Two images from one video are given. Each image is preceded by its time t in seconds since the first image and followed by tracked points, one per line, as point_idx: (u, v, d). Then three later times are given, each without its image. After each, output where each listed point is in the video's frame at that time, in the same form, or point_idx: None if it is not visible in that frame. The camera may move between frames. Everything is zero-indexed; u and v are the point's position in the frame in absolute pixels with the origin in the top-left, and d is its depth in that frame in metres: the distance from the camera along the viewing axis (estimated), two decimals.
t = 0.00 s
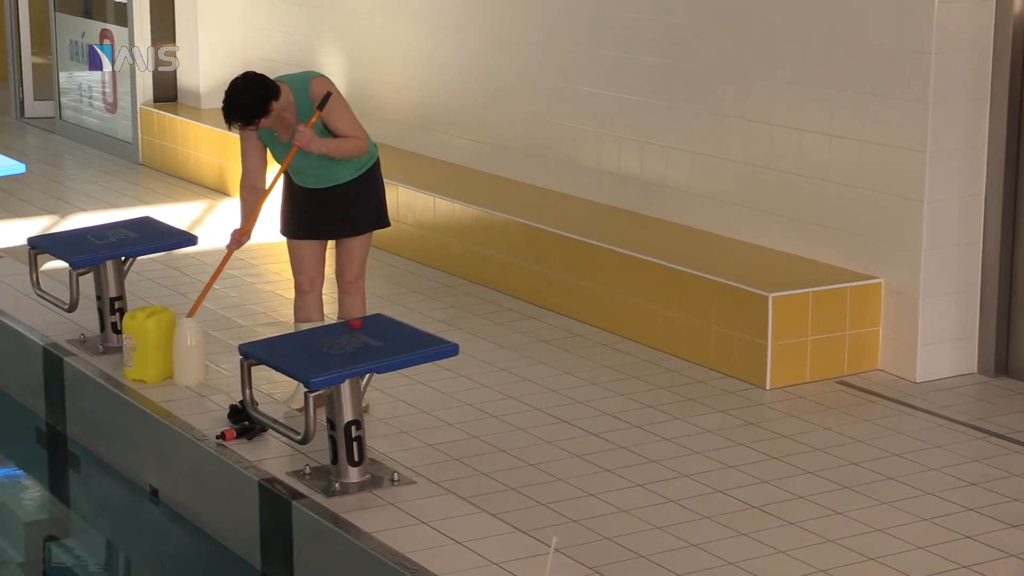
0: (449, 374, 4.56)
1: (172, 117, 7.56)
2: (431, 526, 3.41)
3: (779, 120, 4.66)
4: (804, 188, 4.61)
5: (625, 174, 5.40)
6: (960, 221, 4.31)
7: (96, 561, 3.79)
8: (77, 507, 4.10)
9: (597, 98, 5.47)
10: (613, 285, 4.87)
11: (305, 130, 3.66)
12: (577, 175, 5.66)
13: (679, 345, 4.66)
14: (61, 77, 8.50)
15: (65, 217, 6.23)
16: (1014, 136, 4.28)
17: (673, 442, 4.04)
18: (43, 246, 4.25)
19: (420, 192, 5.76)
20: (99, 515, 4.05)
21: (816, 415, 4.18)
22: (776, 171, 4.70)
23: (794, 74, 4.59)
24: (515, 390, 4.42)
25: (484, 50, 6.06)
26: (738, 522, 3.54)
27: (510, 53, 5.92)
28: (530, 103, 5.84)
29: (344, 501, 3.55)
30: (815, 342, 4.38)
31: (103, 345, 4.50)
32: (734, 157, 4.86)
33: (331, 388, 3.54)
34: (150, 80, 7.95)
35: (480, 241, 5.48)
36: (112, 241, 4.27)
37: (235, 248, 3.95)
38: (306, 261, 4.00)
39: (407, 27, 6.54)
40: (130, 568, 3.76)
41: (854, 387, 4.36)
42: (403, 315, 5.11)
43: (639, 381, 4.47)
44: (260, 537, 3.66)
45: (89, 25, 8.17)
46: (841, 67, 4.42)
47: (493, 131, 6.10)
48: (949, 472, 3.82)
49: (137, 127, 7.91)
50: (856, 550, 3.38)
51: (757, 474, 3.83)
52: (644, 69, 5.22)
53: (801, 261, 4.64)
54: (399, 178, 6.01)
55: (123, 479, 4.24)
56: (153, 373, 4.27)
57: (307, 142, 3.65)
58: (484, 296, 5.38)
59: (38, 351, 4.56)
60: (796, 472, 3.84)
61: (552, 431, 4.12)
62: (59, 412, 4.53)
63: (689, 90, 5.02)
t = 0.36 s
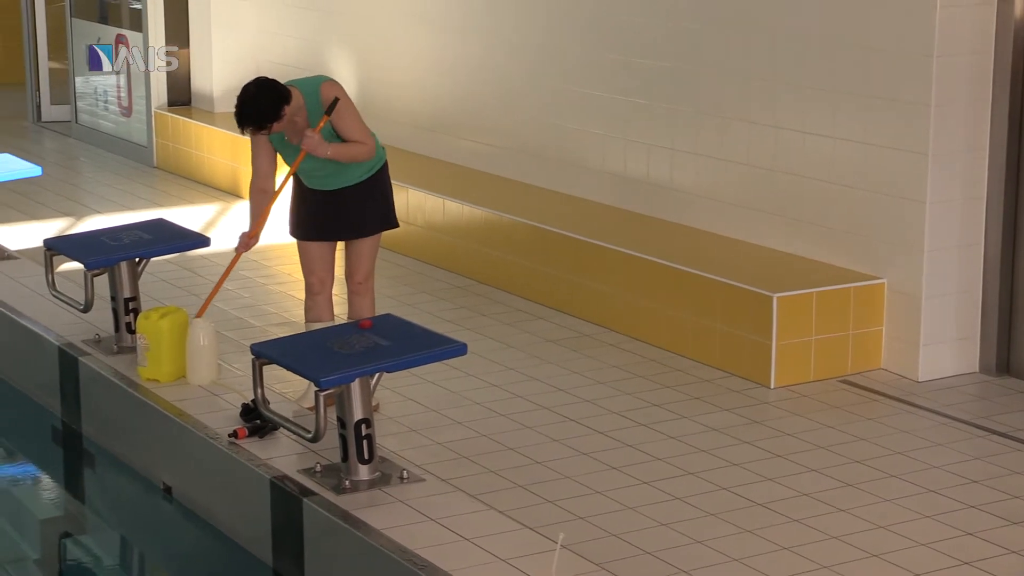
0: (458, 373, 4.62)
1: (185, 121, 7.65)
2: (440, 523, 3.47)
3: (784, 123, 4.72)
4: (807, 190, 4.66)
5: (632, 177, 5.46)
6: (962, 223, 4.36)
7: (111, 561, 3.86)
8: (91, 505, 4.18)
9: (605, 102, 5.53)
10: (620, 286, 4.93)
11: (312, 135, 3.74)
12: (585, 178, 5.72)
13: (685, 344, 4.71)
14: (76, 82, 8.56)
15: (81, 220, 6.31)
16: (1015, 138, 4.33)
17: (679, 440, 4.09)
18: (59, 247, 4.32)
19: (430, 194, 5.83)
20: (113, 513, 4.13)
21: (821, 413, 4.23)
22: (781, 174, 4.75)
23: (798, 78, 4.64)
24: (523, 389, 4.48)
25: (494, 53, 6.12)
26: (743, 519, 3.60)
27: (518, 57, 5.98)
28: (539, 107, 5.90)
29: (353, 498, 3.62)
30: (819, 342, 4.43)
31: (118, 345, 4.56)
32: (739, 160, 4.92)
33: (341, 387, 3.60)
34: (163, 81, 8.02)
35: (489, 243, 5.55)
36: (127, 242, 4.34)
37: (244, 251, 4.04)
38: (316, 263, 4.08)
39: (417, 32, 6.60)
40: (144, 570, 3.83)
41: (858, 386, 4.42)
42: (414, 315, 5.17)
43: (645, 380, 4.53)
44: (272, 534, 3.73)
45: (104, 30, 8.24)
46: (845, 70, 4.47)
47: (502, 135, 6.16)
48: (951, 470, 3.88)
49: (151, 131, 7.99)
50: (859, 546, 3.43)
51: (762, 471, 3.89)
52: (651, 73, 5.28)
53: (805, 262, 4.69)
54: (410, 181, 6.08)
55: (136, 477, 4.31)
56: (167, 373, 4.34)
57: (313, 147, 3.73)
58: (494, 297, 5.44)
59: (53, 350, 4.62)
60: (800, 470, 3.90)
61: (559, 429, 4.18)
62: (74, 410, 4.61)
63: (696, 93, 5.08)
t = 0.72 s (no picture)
0: (476, 372, 4.73)
1: (211, 125, 7.78)
2: (457, 517, 3.58)
3: (795, 128, 4.80)
4: (817, 194, 4.74)
5: (647, 181, 5.55)
6: (969, 226, 4.44)
7: (138, 555, 3.99)
8: (119, 499, 4.32)
9: (620, 107, 5.62)
10: (634, 287, 5.02)
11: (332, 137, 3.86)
12: (600, 181, 5.82)
13: (698, 344, 4.80)
14: (106, 87, 8.75)
15: (109, 222, 6.44)
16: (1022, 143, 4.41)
17: (691, 438, 4.19)
18: (88, 248, 4.44)
19: (449, 197, 5.94)
20: (141, 508, 4.27)
21: (830, 412, 4.32)
22: (792, 177, 4.84)
23: (809, 84, 4.73)
24: (539, 387, 4.58)
25: (511, 59, 6.22)
26: (753, 516, 3.69)
27: (535, 63, 6.08)
28: (556, 111, 6.00)
29: (372, 493, 3.73)
30: (829, 342, 4.52)
31: (145, 344, 4.69)
32: (751, 164, 5.01)
33: (361, 385, 3.71)
34: (191, 87, 8.19)
35: (507, 244, 5.65)
36: (154, 244, 4.46)
37: (264, 251, 4.08)
38: (334, 264, 4.19)
39: (437, 40, 6.71)
40: (172, 565, 3.95)
41: (867, 386, 4.50)
42: (433, 316, 5.27)
43: (659, 379, 4.62)
44: (293, 528, 3.85)
45: (134, 37, 8.42)
46: (855, 77, 4.55)
47: (520, 139, 6.26)
48: (957, 468, 3.97)
49: (179, 134, 8.12)
50: (866, 542, 3.53)
51: (773, 469, 3.98)
52: (665, 78, 5.37)
53: (815, 263, 4.78)
54: (430, 184, 6.19)
55: (163, 472, 4.43)
56: (191, 370, 4.46)
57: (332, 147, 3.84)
58: (511, 297, 5.54)
59: (83, 348, 4.74)
60: (810, 467, 3.99)
61: (574, 426, 4.28)
62: (100, 406, 4.73)
63: (709, 99, 5.17)
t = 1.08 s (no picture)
0: (500, 370, 4.85)
1: (242, 130, 7.92)
2: (480, 511, 3.70)
3: (810, 134, 4.91)
4: (832, 198, 4.85)
5: (667, 185, 5.67)
6: (981, 229, 4.54)
7: (170, 547, 4.12)
8: (151, 493, 4.45)
9: (641, 113, 5.74)
10: (653, 288, 5.14)
11: (359, 131, 3.99)
12: (621, 185, 5.93)
13: (714, 344, 4.91)
14: (142, 93, 9.00)
15: (143, 224, 6.59)
16: None
17: (709, 435, 4.30)
18: (122, 249, 4.57)
19: (472, 200, 6.07)
20: (172, 502, 4.40)
21: (843, 410, 4.43)
22: (807, 181, 4.94)
23: (825, 91, 4.84)
24: (561, 385, 4.70)
25: (536, 67, 6.34)
26: (769, 510, 3.80)
27: (558, 69, 6.21)
28: (578, 117, 6.12)
29: (397, 487, 3.85)
30: (843, 342, 4.62)
31: (177, 342, 4.82)
32: (767, 168, 5.12)
33: (386, 383, 3.82)
34: (223, 93, 8.34)
35: (529, 246, 5.77)
36: (186, 245, 4.59)
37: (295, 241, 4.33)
38: (349, 264, 4.31)
39: (463, 46, 6.84)
40: (202, 559, 4.07)
41: (881, 385, 4.61)
42: (457, 315, 5.40)
43: (677, 378, 4.74)
44: (320, 521, 3.97)
45: (168, 45, 8.69)
46: (869, 83, 4.66)
47: (544, 144, 6.39)
48: (968, 465, 4.07)
49: (212, 140, 8.28)
50: (878, 537, 3.63)
51: (788, 465, 4.09)
52: (686, 85, 5.49)
53: (829, 265, 4.88)
54: (454, 187, 6.32)
55: (193, 466, 4.57)
56: (222, 367, 4.59)
57: (358, 142, 3.97)
58: (533, 298, 5.67)
59: (117, 346, 4.88)
60: (824, 464, 4.10)
61: (595, 423, 4.40)
62: (134, 402, 4.87)
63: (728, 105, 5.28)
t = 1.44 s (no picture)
0: (524, 369, 5.00)
1: (273, 137, 8.11)
2: (503, 505, 3.85)
3: (825, 141, 5.05)
4: (845, 203, 4.98)
5: (685, 191, 5.81)
6: (990, 234, 4.67)
7: (204, 539, 4.29)
8: (186, 487, 4.62)
9: (660, 121, 5.88)
10: (671, 290, 5.28)
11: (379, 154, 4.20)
12: (641, 191, 6.08)
13: (731, 344, 5.05)
14: (179, 102, 9.22)
15: (180, 227, 6.77)
16: None
17: (725, 432, 4.44)
18: (159, 252, 4.74)
19: (496, 205, 6.23)
20: (207, 495, 4.57)
21: (855, 408, 4.56)
22: (822, 187, 5.08)
23: (839, 100, 4.97)
24: (581, 383, 4.85)
25: (559, 76, 6.49)
26: (783, 506, 3.94)
27: (581, 79, 6.36)
28: (599, 125, 6.27)
29: (423, 482, 4.00)
30: (855, 343, 4.75)
31: (212, 341, 4.99)
32: (783, 174, 5.26)
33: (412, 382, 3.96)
34: (257, 102, 8.51)
35: (552, 249, 5.93)
36: (221, 248, 4.77)
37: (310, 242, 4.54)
38: (375, 262, 4.47)
39: (488, 56, 7.00)
40: (235, 550, 4.24)
41: (893, 384, 4.74)
42: (483, 316, 5.56)
43: (694, 377, 4.88)
44: (349, 514, 4.13)
45: (203, 54, 8.88)
46: (881, 93, 4.79)
47: (566, 152, 6.54)
48: (976, 461, 4.20)
49: (246, 147, 8.46)
50: (889, 532, 3.77)
51: (802, 462, 4.23)
52: (705, 94, 5.63)
53: (842, 268, 5.02)
54: (479, 193, 6.48)
55: (227, 461, 4.73)
56: (255, 366, 4.75)
57: (379, 164, 4.19)
58: (555, 299, 5.82)
59: (154, 345, 5.05)
60: (836, 461, 4.23)
61: (615, 420, 4.55)
62: (169, 399, 5.04)
63: (745, 113, 5.42)
